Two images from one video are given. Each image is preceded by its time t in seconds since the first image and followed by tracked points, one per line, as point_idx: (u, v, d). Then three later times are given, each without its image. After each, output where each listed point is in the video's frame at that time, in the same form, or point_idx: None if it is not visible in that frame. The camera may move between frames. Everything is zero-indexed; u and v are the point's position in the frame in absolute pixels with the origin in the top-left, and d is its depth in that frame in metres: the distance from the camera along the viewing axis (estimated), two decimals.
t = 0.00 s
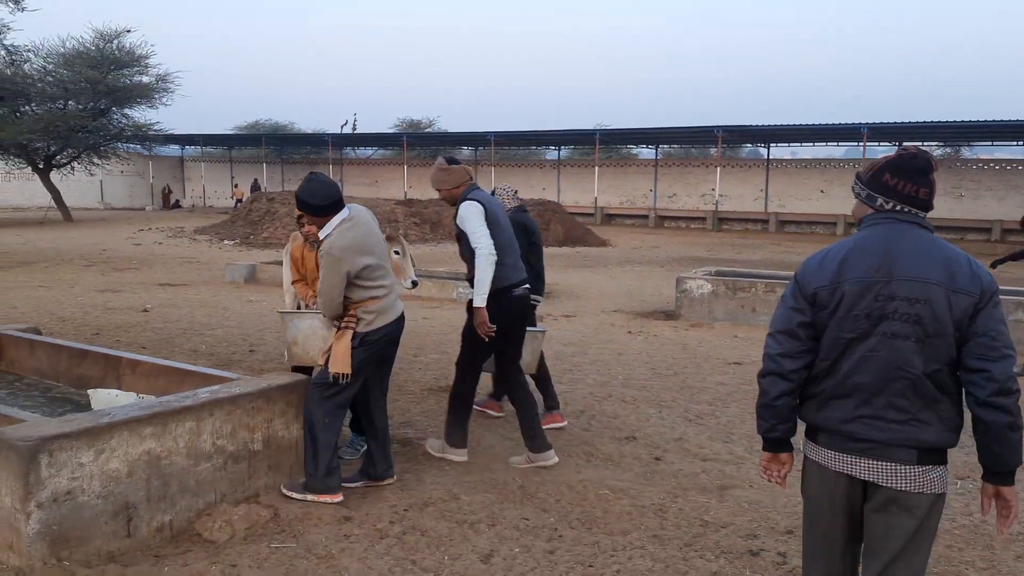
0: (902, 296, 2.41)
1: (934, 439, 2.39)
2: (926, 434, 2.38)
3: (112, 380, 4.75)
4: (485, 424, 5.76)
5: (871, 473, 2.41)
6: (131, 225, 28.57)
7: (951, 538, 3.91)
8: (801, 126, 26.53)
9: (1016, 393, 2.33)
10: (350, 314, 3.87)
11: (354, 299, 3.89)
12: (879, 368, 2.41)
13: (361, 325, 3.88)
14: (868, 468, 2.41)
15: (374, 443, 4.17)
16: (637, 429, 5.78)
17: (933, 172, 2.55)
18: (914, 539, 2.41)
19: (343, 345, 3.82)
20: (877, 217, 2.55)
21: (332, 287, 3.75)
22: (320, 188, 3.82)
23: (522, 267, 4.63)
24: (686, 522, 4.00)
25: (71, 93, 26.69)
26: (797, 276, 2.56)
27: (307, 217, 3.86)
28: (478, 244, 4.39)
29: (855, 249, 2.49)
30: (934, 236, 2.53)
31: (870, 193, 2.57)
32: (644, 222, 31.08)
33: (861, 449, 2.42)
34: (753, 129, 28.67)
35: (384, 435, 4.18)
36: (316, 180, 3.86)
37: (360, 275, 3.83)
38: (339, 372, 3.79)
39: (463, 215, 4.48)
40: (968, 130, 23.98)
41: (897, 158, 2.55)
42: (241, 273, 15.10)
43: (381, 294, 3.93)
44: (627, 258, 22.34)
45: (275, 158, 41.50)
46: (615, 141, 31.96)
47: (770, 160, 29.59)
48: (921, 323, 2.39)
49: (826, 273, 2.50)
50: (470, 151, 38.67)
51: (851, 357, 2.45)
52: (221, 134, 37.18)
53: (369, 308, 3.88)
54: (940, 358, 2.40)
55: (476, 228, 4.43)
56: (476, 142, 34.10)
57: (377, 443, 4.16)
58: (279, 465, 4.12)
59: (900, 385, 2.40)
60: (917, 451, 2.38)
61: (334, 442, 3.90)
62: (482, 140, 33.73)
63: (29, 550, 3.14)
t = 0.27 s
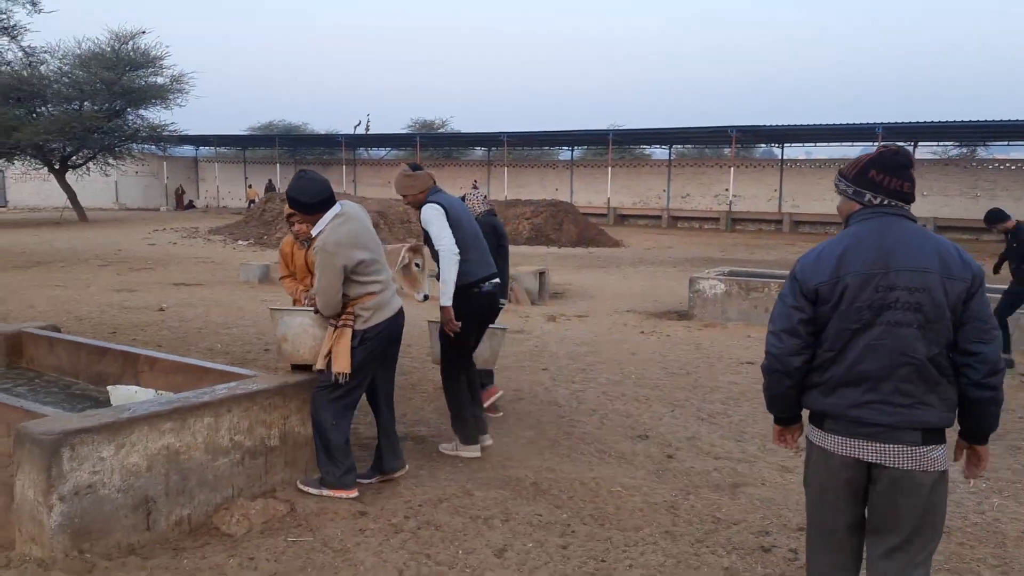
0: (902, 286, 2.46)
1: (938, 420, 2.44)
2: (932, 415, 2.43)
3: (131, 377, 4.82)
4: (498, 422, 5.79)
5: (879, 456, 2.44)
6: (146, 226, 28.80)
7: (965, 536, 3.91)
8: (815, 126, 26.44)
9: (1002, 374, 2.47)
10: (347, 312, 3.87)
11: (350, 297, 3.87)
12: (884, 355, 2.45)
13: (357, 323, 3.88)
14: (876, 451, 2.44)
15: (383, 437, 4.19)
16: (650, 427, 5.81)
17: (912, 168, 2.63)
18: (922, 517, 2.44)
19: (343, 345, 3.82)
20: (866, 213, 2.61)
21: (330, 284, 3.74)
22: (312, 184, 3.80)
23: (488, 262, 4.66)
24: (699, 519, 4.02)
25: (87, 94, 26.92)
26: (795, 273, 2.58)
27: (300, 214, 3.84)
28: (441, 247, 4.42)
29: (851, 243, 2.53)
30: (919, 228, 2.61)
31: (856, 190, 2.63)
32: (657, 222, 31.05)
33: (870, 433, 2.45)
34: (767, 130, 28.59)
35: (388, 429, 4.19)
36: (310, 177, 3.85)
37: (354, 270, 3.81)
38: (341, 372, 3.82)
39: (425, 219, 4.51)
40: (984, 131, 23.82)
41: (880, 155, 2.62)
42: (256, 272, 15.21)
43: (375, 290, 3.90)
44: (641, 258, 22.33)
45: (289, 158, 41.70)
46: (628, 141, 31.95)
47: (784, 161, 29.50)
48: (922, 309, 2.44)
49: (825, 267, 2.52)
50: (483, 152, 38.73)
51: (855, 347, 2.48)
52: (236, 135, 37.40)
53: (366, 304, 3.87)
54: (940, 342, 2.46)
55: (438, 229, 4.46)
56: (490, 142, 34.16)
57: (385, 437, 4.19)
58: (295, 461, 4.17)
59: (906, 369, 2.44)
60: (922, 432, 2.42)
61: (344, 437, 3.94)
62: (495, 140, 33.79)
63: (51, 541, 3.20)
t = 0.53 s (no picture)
0: (927, 284, 2.51)
1: (965, 412, 2.52)
2: (959, 407, 2.51)
3: (154, 376, 4.89)
4: (516, 422, 5.83)
5: (913, 447, 2.50)
6: (163, 226, 29.03)
7: (985, 538, 3.90)
8: (830, 126, 26.33)
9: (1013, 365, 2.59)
10: (363, 310, 3.88)
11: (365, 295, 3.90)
12: (913, 352, 2.49)
13: (373, 321, 3.91)
14: (909, 444, 2.50)
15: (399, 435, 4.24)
16: (667, 428, 5.83)
17: (925, 168, 2.68)
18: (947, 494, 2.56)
19: (362, 345, 3.85)
20: (884, 214, 2.65)
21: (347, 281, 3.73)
22: (325, 182, 3.81)
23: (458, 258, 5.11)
24: (718, 519, 4.04)
25: (105, 95, 27.18)
26: (820, 273, 2.59)
27: (312, 212, 3.85)
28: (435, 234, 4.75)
29: (876, 243, 2.57)
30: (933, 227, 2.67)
31: (874, 191, 2.67)
32: (671, 222, 31.01)
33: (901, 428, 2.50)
34: (782, 130, 28.50)
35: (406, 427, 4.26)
36: (322, 174, 3.85)
37: (371, 267, 3.84)
38: (361, 372, 3.84)
39: (414, 211, 4.81)
40: (1002, 131, 23.64)
41: (895, 157, 2.66)
42: (273, 272, 15.31)
43: (391, 288, 3.95)
44: (655, 258, 22.31)
45: (304, 159, 41.93)
46: (642, 141, 31.93)
47: (799, 161, 29.40)
48: (946, 306, 2.51)
49: (852, 267, 2.55)
50: (497, 152, 38.79)
51: (885, 345, 2.52)
52: (251, 136, 37.64)
53: (382, 303, 3.91)
54: (963, 337, 2.53)
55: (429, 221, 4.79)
56: (503, 143, 34.23)
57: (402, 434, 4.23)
58: (317, 459, 4.22)
59: (935, 365, 2.49)
60: (949, 424, 2.50)
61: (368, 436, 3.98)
62: (509, 141, 33.85)
63: (81, 537, 3.26)
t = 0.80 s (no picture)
0: (978, 288, 2.57)
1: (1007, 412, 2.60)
2: (1003, 407, 2.58)
3: (173, 374, 4.91)
4: (531, 422, 5.83)
5: (961, 446, 2.54)
6: (174, 224, 29.13)
7: (1005, 542, 3.88)
8: (841, 126, 26.23)
9: None
10: (386, 309, 3.89)
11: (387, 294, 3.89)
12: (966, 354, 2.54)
13: (396, 318, 3.91)
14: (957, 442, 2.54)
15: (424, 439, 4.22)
16: (682, 429, 5.82)
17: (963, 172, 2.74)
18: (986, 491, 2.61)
19: (385, 344, 3.85)
20: (929, 217, 2.69)
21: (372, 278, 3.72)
22: (345, 181, 3.83)
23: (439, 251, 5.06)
24: (737, 521, 4.03)
25: (117, 95, 27.27)
26: (874, 275, 2.60)
27: (332, 212, 3.84)
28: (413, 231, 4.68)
29: (929, 247, 2.61)
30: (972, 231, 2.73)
31: (916, 195, 2.71)
32: (681, 223, 30.94)
33: (950, 428, 2.53)
34: (793, 130, 28.40)
35: (438, 433, 4.25)
36: (341, 174, 3.86)
37: (394, 264, 3.84)
38: (386, 370, 3.84)
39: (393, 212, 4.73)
40: (1014, 132, 23.50)
41: (936, 160, 2.71)
42: (284, 271, 15.35)
43: (414, 284, 3.94)
44: (665, 258, 22.27)
45: (314, 158, 42.00)
46: (652, 141, 31.87)
47: (809, 161, 29.29)
48: (995, 310, 2.57)
49: (907, 270, 2.58)
50: (507, 152, 38.78)
51: (937, 347, 2.55)
52: (261, 135, 37.73)
53: (404, 300, 3.91)
54: (1007, 340, 2.60)
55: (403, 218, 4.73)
56: (513, 143, 34.21)
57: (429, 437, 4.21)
58: (335, 459, 4.23)
59: (985, 367, 2.55)
60: (995, 423, 2.57)
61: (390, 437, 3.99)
62: (519, 140, 33.83)
63: (104, 536, 3.27)
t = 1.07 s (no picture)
0: None
1: None
2: None
3: (198, 373, 4.94)
4: (552, 422, 5.81)
5: None
6: (187, 224, 29.27)
7: None
8: (856, 125, 26.09)
9: None
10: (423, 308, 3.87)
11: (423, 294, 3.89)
12: None
13: (433, 318, 3.88)
14: None
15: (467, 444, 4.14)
16: (705, 430, 5.79)
17: None
18: None
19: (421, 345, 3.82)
20: (1003, 218, 2.72)
21: (410, 274, 3.73)
22: (385, 180, 3.88)
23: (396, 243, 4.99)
24: (764, 523, 4.01)
25: (131, 95, 27.38)
26: (958, 274, 2.61)
27: (371, 210, 3.90)
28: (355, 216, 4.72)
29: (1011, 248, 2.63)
30: None
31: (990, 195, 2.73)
32: (693, 222, 30.84)
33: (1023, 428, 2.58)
34: (806, 129, 28.25)
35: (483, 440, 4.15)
36: (382, 173, 3.91)
37: (430, 261, 3.85)
38: (422, 369, 3.80)
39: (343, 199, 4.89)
40: None
41: (1011, 160, 2.73)
42: (299, 271, 15.37)
43: (450, 284, 3.93)
44: (678, 258, 22.21)
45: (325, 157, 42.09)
46: (664, 140, 31.78)
47: (823, 161, 29.13)
48: None
49: (993, 271, 2.59)
50: (518, 151, 38.78)
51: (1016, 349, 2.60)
52: (274, 135, 37.84)
53: (439, 299, 3.89)
54: None
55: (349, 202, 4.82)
56: (525, 142, 34.17)
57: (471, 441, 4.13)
58: (361, 459, 4.23)
59: None
60: None
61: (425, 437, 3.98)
62: (531, 140, 33.79)
63: (135, 535, 3.29)
